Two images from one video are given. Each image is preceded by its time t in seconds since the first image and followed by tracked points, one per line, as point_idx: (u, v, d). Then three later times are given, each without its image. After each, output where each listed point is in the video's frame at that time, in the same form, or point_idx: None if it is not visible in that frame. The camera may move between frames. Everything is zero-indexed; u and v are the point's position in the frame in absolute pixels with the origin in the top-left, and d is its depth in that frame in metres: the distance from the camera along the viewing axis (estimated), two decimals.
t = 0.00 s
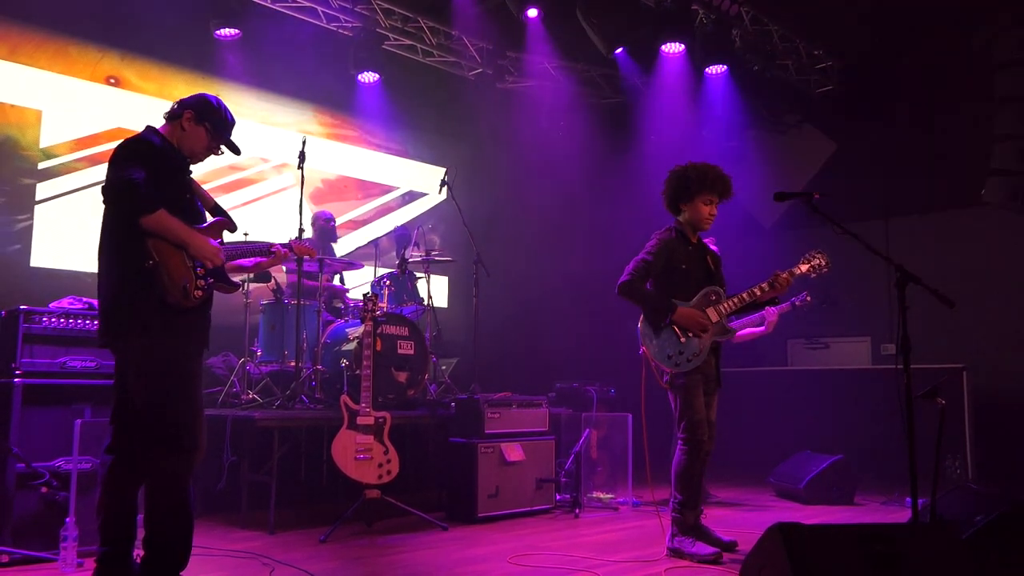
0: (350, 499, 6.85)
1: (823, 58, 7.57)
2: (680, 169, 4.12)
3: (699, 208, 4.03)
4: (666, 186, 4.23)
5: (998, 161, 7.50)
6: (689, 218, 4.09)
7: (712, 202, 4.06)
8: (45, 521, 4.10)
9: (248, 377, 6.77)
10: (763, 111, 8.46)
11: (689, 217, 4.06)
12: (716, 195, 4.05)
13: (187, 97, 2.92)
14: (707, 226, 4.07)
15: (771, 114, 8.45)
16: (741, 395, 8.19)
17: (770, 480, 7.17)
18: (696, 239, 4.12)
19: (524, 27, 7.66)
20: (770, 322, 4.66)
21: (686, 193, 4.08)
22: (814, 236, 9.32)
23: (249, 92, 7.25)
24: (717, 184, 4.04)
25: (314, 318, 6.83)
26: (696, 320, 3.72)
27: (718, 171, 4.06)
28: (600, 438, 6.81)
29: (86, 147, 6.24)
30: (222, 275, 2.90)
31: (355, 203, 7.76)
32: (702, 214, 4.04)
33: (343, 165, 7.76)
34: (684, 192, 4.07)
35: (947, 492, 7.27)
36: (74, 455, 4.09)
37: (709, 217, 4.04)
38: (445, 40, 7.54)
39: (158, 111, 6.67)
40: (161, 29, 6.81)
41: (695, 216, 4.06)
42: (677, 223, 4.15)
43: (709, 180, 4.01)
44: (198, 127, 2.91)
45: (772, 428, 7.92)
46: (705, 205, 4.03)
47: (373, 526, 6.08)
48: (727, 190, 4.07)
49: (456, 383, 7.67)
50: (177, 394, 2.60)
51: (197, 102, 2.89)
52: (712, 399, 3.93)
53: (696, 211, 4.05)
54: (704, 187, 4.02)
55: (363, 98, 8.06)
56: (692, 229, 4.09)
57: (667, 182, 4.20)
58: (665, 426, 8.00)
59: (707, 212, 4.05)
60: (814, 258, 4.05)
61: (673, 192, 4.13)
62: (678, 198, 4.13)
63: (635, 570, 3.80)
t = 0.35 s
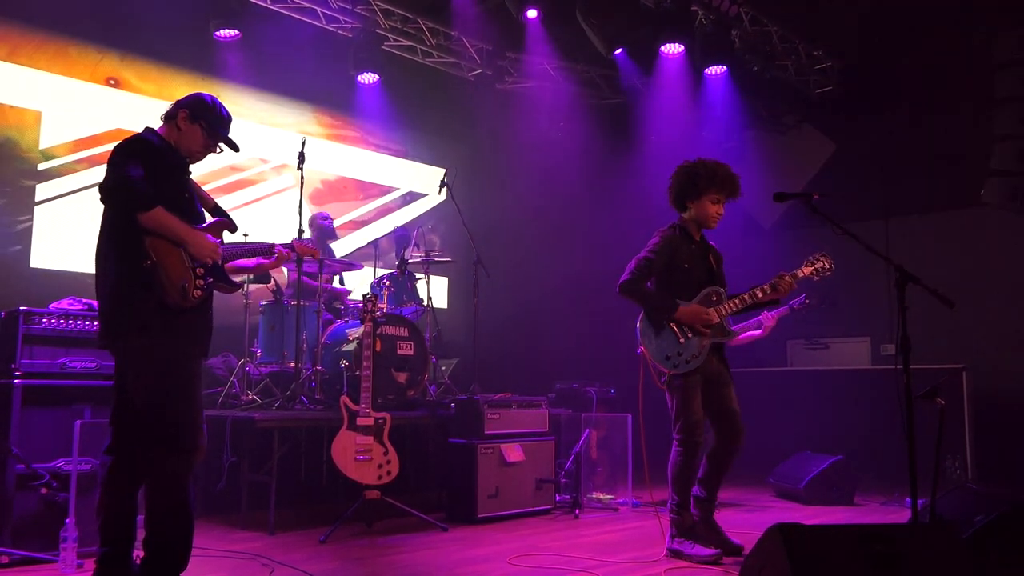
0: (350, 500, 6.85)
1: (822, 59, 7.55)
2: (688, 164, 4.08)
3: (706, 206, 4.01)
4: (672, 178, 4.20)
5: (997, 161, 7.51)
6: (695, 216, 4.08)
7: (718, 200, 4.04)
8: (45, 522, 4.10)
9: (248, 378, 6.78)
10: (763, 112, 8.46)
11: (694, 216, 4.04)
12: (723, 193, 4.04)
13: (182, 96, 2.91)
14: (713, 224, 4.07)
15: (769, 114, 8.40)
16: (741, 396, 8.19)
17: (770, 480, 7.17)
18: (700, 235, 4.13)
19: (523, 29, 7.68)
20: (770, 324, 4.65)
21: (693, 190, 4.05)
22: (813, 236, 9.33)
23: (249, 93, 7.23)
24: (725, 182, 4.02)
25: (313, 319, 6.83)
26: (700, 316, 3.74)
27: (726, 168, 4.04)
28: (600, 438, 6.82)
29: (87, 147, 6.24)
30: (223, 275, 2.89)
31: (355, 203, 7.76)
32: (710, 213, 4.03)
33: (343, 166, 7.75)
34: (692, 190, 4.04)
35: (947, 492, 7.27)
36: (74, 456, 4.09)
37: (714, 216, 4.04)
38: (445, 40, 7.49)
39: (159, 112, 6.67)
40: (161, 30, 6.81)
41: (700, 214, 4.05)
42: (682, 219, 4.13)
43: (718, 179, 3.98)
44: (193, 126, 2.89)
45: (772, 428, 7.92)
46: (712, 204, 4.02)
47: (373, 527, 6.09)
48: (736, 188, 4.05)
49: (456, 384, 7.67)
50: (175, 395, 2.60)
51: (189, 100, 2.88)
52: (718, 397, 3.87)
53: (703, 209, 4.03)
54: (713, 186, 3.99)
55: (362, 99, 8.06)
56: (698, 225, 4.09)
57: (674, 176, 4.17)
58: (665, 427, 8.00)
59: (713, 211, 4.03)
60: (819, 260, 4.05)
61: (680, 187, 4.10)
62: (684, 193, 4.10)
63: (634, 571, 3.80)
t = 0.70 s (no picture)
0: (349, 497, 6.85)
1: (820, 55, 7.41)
2: (707, 159, 4.05)
3: (725, 201, 3.97)
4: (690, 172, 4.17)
5: (994, 157, 7.47)
6: (715, 211, 4.04)
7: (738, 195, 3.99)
8: (43, 519, 4.13)
9: (246, 375, 6.77)
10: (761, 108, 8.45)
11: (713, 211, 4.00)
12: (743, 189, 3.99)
13: (178, 93, 2.91)
14: (731, 220, 4.03)
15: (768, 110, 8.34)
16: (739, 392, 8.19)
17: (768, 476, 7.18)
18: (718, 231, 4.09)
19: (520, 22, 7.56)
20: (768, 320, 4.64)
21: (713, 184, 4.01)
22: (811, 232, 9.33)
23: (245, 90, 7.18)
24: (745, 177, 3.98)
25: (313, 315, 6.87)
26: (710, 316, 3.70)
27: (746, 163, 4.00)
28: (599, 436, 6.80)
29: (85, 144, 6.23)
30: (221, 272, 2.89)
31: (354, 199, 7.71)
32: (729, 208, 3.99)
33: (341, 162, 7.71)
34: (710, 185, 4.00)
35: (946, 488, 7.28)
36: (72, 452, 4.09)
37: (734, 210, 3.99)
38: (444, 37, 7.47)
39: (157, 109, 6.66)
40: (159, 27, 6.80)
41: (720, 210, 4.01)
42: (700, 214, 4.10)
43: (739, 175, 3.94)
44: (189, 123, 2.90)
45: (770, 425, 7.92)
46: (732, 200, 3.97)
47: (372, 523, 6.10)
48: (756, 183, 4.01)
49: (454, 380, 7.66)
50: (177, 392, 2.61)
51: (185, 97, 2.88)
52: (726, 396, 3.87)
53: (722, 205, 3.99)
54: (734, 181, 3.95)
55: (360, 96, 8.00)
56: (718, 220, 4.05)
57: (691, 171, 4.14)
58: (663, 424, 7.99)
59: (734, 205, 3.98)
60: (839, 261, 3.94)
61: (698, 182, 4.06)
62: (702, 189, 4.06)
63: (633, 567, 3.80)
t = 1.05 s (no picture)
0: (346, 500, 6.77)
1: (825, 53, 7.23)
2: (727, 154, 4.03)
3: (755, 190, 3.92)
4: (711, 175, 4.12)
5: (1000, 156, 7.34)
6: (744, 205, 3.99)
7: (764, 182, 3.95)
8: (37, 523, 4.01)
9: (243, 377, 6.69)
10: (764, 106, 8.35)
11: (744, 202, 3.95)
12: (768, 176, 3.96)
13: (175, 94, 2.89)
14: (762, 211, 3.98)
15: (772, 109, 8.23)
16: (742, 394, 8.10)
17: (772, 479, 7.09)
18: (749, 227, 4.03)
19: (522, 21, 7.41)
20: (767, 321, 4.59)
21: (739, 177, 3.96)
22: (814, 232, 9.24)
23: (242, 88, 7.05)
24: (768, 164, 3.95)
25: (310, 316, 6.79)
26: (738, 313, 3.65)
27: (767, 151, 3.98)
28: (599, 438, 6.73)
29: (79, 143, 6.15)
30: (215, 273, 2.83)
31: (351, 199, 7.57)
32: (760, 197, 3.94)
33: (338, 161, 7.55)
34: (738, 177, 3.96)
35: (951, 491, 7.18)
36: (67, 455, 4.00)
37: (765, 199, 3.95)
38: (442, 33, 7.32)
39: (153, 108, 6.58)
40: (154, 24, 6.69)
41: (750, 202, 3.96)
42: (729, 211, 4.04)
43: (763, 161, 3.91)
44: (191, 125, 2.89)
45: (774, 427, 7.82)
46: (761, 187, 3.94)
47: (370, 526, 6.02)
48: (780, 171, 3.99)
49: (454, 382, 7.57)
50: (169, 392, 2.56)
51: (184, 99, 2.87)
52: (746, 401, 3.79)
53: (752, 195, 3.95)
54: (760, 168, 3.92)
55: (358, 94, 7.85)
56: (749, 214, 4.00)
57: (713, 171, 4.10)
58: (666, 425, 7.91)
59: (763, 192, 3.94)
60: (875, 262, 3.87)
61: (726, 178, 4.01)
62: (729, 184, 4.02)
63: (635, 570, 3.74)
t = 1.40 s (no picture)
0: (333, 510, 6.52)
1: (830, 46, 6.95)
2: (723, 153, 3.85)
3: (761, 179, 3.71)
4: (710, 179, 3.92)
5: (1009, 153, 7.10)
6: (751, 200, 3.76)
7: (768, 171, 3.74)
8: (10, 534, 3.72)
9: (226, 383, 6.44)
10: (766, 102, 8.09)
11: (752, 193, 3.72)
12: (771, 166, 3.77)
13: (153, 85, 2.74)
14: (772, 202, 3.73)
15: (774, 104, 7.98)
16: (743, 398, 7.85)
17: (775, 486, 6.85)
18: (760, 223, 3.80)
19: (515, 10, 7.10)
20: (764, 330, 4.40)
21: (741, 170, 3.77)
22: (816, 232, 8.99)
23: (226, 83, 6.76)
24: (767, 154, 3.77)
25: (296, 319, 6.55)
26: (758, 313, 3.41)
27: (763, 142, 3.80)
28: (595, 445, 6.48)
29: (54, 140, 5.89)
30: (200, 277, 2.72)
31: (339, 197, 7.29)
32: (767, 185, 3.71)
33: (325, 158, 7.26)
34: (741, 169, 3.77)
35: (959, 499, 6.94)
36: (42, 465, 3.75)
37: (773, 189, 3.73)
38: (433, 26, 7.00)
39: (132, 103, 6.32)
40: (133, 16, 6.42)
41: (757, 193, 3.73)
42: (738, 211, 3.81)
43: (761, 149, 3.74)
44: (176, 119, 2.75)
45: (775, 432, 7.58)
46: (765, 174, 3.72)
47: (358, 537, 5.78)
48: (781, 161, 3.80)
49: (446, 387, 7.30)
50: (150, 402, 2.44)
51: (169, 93, 2.73)
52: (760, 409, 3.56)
53: (758, 185, 3.72)
54: (759, 158, 3.75)
55: (346, 91, 7.55)
56: (758, 209, 3.77)
57: (711, 174, 3.91)
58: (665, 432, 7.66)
59: (769, 181, 3.72)
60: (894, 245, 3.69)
61: (726, 175, 3.83)
62: (731, 180, 3.83)
63: None
